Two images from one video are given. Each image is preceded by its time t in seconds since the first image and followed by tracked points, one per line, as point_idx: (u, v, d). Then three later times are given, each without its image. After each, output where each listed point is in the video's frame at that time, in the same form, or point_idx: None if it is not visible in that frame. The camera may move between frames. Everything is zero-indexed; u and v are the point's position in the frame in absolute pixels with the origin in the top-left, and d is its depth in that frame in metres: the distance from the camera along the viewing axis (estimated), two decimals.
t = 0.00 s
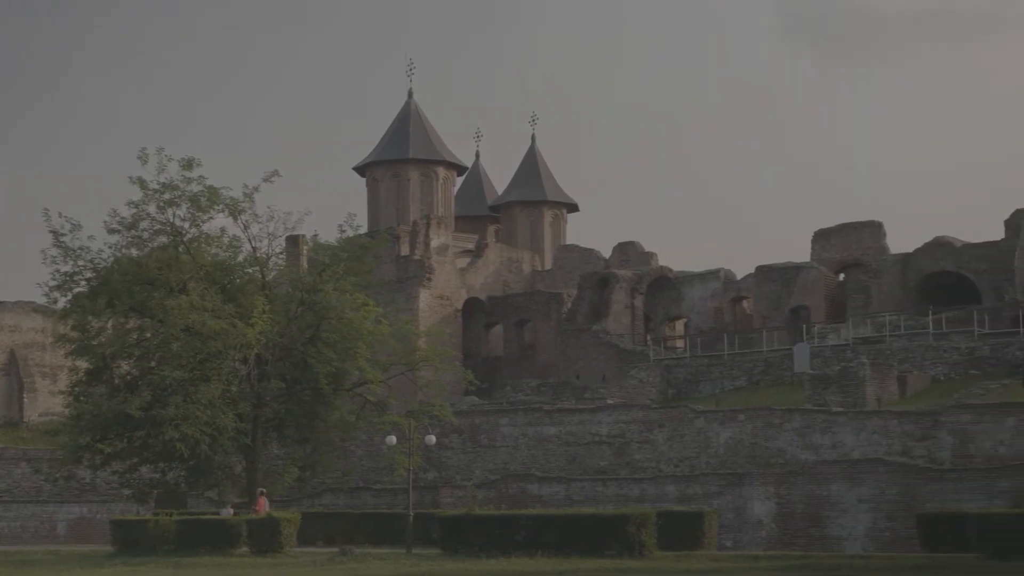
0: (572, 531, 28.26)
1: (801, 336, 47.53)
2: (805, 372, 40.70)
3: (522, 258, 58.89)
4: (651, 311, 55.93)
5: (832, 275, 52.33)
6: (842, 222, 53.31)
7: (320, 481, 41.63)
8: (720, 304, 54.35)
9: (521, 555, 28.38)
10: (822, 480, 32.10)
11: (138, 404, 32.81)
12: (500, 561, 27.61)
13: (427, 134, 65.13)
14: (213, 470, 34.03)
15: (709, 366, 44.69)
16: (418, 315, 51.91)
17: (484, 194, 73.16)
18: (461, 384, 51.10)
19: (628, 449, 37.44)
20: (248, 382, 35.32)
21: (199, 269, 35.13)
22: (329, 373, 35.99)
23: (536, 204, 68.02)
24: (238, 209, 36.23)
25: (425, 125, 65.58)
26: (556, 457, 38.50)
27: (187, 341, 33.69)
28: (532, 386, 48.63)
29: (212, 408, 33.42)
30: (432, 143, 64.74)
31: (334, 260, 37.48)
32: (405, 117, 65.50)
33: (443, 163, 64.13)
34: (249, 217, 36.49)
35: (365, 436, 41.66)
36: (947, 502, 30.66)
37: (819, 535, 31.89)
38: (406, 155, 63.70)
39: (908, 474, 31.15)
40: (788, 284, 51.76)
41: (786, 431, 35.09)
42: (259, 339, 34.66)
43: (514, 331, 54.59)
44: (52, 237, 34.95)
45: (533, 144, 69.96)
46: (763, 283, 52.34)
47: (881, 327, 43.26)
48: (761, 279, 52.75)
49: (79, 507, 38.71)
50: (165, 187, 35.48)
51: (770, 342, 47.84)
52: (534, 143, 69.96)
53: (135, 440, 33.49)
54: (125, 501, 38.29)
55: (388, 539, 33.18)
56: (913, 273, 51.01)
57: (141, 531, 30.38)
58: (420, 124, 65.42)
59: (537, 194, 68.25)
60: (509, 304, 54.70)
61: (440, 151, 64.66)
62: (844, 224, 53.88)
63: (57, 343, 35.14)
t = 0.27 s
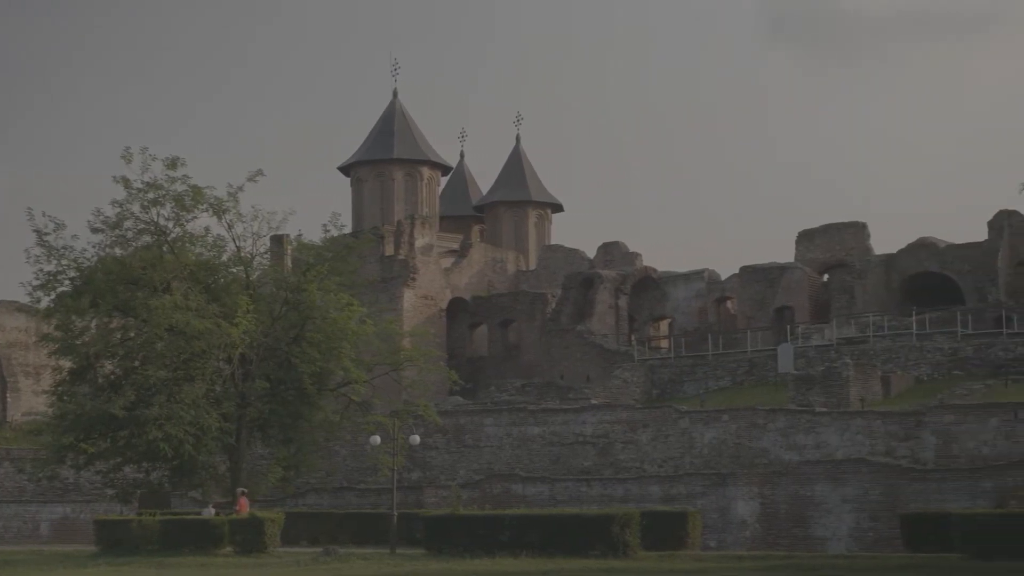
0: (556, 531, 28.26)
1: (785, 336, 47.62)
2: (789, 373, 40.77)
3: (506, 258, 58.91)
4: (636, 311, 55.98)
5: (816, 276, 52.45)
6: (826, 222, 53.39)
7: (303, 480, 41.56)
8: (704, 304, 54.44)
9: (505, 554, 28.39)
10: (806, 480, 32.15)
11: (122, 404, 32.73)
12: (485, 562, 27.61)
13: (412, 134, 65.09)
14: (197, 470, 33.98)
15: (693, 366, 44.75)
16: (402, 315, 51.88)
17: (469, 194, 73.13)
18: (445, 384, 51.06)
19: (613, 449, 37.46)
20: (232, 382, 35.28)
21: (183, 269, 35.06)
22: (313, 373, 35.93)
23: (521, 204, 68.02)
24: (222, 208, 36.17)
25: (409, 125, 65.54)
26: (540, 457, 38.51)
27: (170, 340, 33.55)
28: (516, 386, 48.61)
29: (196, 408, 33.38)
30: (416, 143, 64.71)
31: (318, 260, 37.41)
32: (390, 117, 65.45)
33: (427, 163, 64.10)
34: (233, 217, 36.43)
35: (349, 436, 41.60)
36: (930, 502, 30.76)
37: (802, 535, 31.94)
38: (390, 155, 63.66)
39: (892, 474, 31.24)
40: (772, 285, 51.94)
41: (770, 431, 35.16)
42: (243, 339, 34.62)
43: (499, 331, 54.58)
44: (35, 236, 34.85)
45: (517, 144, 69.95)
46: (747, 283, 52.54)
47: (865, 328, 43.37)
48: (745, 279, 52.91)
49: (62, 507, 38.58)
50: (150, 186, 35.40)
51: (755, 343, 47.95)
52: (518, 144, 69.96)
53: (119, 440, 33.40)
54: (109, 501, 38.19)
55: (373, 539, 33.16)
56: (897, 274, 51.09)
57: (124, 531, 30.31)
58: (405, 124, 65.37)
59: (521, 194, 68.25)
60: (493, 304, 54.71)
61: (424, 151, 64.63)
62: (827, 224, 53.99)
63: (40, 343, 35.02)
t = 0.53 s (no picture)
0: (537, 531, 28.27)
1: (766, 336, 47.72)
2: (770, 373, 40.86)
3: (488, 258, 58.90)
4: (617, 311, 56.06)
5: (798, 276, 52.57)
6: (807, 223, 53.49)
7: (285, 481, 41.51)
8: (686, 304, 54.54)
9: (486, 555, 28.40)
10: (787, 480, 32.20)
11: (103, 403, 32.62)
12: (466, 562, 27.62)
13: (393, 133, 65.05)
14: (177, 470, 33.90)
15: (674, 366, 44.83)
16: (384, 315, 51.84)
17: (450, 194, 73.10)
18: (427, 384, 51.04)
19: (594, 449, 37.48)
20: (213, 382, 35.21)
21: (164, 268, 34.96)
22: (295, 373, 35.87)
23: (503, 204, 68.03)
24: (203, 208, 36.09)
25: (391, 125, 65.50)
26: (521, 457, 38.53)
27: (151, 340, 33.46)
28: (498, 386, 48.61)
29: (177, 407, 33.32)
30: (398, 142, 64.66)
31: (299, 259, 37.41)
32: (372, 116, 65.40)
33: (409, 163, 64.06)
34: (214, 217, 36.37)
35: (330, 436, 41.56)
36: (910, 501, 30.86)
37: (783, 535, 32.01)
38: (372, 154, 63.61)
39: (872, 474, 31.32)
40: (753, 285, 52.09)
41: (750, 432, 35.22)
42: (224, 339, 34.57)
43: (480, 331, 54.56)
44: (16, 236, 34.73)
45: (499, 144, 69.96)
46: (729, 284, 52.71)
47: (845, 328, 43.48)
48: (726, 280, 53.10)
49: (42, 507, 38.47)
50: (131, 185, 35.31)
51: (736, 343, 48.04)
52: (500, 144, 69.97)
53: (99, 440, 33.29)
54: (89, 501, 38.08)
55: (354, 539, 33.14)
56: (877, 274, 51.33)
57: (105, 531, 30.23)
58: (387, 124, 65.33)
59: (503, 194, 68.26)
60: (475, 304, 54.71)
61: (406, 151, 64.59)
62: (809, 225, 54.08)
63: (20, 343, 34.91)
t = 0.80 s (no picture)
0: (519, 531, 28.28)
1: (749, 337, 47.81)
2: (753, 373, 40.95)
3: (471, 258, 58.88)
4: (600, 311, 56.13)
5: (780, 277, 52.69)
6: (790, 224, 53.63)
7: (267, 480, 41.45)
8: (668, 304, 54.60)
9: (469, 554, 28.41)
10: (769, 481, 32.27)
11: (85, 403, 32.49)
12: (449, 562, 27.61)
13: (376, 133, 64.99)
14: (159, 470, 33.84)
15: (657, 367, 44.90)
16: (366, 315, 51.80)
17: (433, 194, 73.08)
18: (410, 384, 51.01)
19: (577, 449, 37.49)
20: (195, 382, 35.14)
21: (147, 267, 34.85)
22: (278, 373, 35.79)
23: (486, 204, 68.03)
24: (186, 207, 36.01)
25: (375, 125, 65.44)
26: (504, 457, 38.53)
27: (133, 340, 33.34)
28: (480, 386, 48.59)
29: (159, 407, 33.24)
30: (381, 142, 64.62)
31: (282, 259, 37.43)
32: (355, 116, 65.34)
33: (392, 163, 64.02)
34: (197, 216, 36.29)
35: (312, 436, 41.51)
36: (892, 502, 30.94)
37: (766, 535, 32.08)
38: (355, 154, 63.55)
39: (854, 475, 31.39)
40: (735, 286, 52.22)
41: (733, 432, 35.29)
42: (207, 339, 34.50)
43: (463, 331, 54.56)
44: None
45: (482, 145, 69.97)
46: (711, 284, 52.85)
47: (828, 329, 43.60)
48: (709, 280, 53.22)
49: (24, 507, 38.40)
50: (113, 184, 35.22)
51: (719, 343, 48.13)
52: (483, 144, 69.97)
53: (81, 440, 33.19)
54: (71, 501, 37.99)
55: (336, 539, 33.10)
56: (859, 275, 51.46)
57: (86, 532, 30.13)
58: (369, 124, 65.28)
59: (486, 194, 68.27)
60: (458, 303, 54.70)
61: (389, 151, 64.55)
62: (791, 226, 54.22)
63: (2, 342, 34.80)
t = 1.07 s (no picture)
0: (500, 531, 28.29)
1: (729, 337, 47.89)
2: (734, 374, 41.03)
3: (452, 258, 58.85)
4: (581, 312, 56.22)
5: (761, 277, 52.80)
6: (771, 224, 53.74)
7: (248, 481, 41.41)
8: (649, 305, 54.66)
9: (450, 554, 28.41)
10: (750, 481, 32.34)
11: (65, 403, 32.38)
12: (429, 562, 27.60)
13: (358, 133, 64.93)
14: (139, 470, 33.77)
15: (638, 367, 44.97)
16: (348, 315, 51.75)
17: (415, 194, 73.04)
18: (391, 384, 51.00)
19: (558, 449, 37.50)
20: (176, 382, 35.04)
21: (127, 267, 34.74)
22: (259, 373, 35.70)
23: (467, 204, 68.02)
24: (166, 207, 35.92)
25: (356, 124, 65.38)
26: (485, 457, 38.52)
27: (114, 339, 33.25)
28: (461, 386, 48.57)
29: (139, 407, 33.15)
30: (362, 142, 64.56)
31: (264, 259, 37.40)
32: (336, 116, 65.27)
33: (373, 163, 63.97)
34: (177, 216, 36.20)
35: (293, 436, 41.45)
36: (872, 502, 31.01)
37: (746, 535, 32.16)
38: (337, 154, 63.48)
39: (834, 475, 31.46)
40: (716, 286, 52.37)
41: (713, 432, 35.34)
42: (188, 338, 34.41)
43: (444, 331, 54.55)
44: None
45: (464, 144, 69.95)
46: (692, 284, 52.99)
47: (808, 329, 43.71)
48: (690, 280, 53.36)
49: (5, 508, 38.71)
50: (94, 183, 35.12)
51: (700, 343, 48.20)
52: (465, 144, 69.96)
53: (61, 440, 33.10)
54: (51, 501, 37.93)
55: (317, 540, 33.05)
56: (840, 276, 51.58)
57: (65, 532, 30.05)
58: (351, 123, 65.21)
59: (467, 194, 68.26)
60: (439, 303, 54.69)
61: (371, 150, 64.49)
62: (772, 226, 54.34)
63: None
